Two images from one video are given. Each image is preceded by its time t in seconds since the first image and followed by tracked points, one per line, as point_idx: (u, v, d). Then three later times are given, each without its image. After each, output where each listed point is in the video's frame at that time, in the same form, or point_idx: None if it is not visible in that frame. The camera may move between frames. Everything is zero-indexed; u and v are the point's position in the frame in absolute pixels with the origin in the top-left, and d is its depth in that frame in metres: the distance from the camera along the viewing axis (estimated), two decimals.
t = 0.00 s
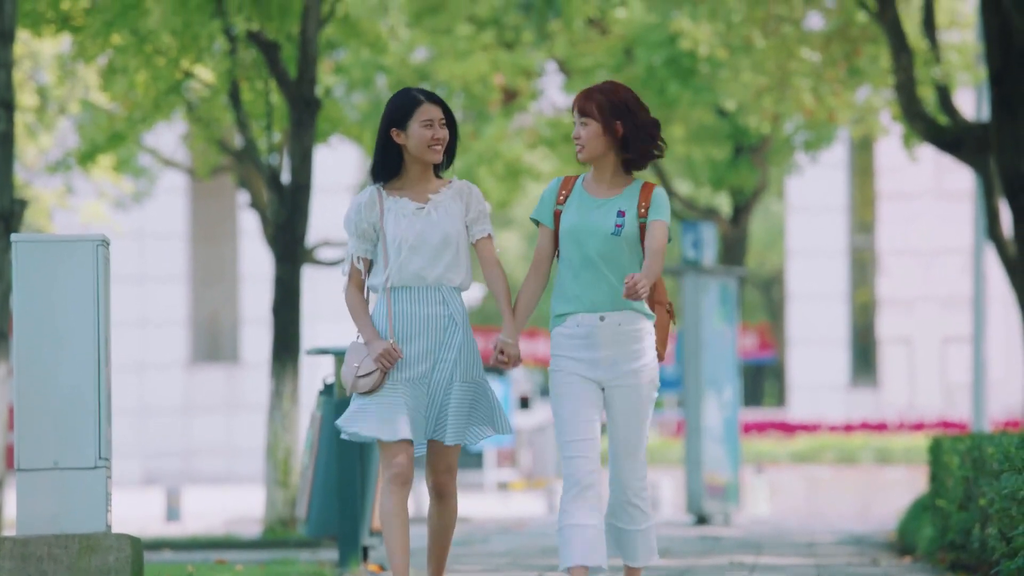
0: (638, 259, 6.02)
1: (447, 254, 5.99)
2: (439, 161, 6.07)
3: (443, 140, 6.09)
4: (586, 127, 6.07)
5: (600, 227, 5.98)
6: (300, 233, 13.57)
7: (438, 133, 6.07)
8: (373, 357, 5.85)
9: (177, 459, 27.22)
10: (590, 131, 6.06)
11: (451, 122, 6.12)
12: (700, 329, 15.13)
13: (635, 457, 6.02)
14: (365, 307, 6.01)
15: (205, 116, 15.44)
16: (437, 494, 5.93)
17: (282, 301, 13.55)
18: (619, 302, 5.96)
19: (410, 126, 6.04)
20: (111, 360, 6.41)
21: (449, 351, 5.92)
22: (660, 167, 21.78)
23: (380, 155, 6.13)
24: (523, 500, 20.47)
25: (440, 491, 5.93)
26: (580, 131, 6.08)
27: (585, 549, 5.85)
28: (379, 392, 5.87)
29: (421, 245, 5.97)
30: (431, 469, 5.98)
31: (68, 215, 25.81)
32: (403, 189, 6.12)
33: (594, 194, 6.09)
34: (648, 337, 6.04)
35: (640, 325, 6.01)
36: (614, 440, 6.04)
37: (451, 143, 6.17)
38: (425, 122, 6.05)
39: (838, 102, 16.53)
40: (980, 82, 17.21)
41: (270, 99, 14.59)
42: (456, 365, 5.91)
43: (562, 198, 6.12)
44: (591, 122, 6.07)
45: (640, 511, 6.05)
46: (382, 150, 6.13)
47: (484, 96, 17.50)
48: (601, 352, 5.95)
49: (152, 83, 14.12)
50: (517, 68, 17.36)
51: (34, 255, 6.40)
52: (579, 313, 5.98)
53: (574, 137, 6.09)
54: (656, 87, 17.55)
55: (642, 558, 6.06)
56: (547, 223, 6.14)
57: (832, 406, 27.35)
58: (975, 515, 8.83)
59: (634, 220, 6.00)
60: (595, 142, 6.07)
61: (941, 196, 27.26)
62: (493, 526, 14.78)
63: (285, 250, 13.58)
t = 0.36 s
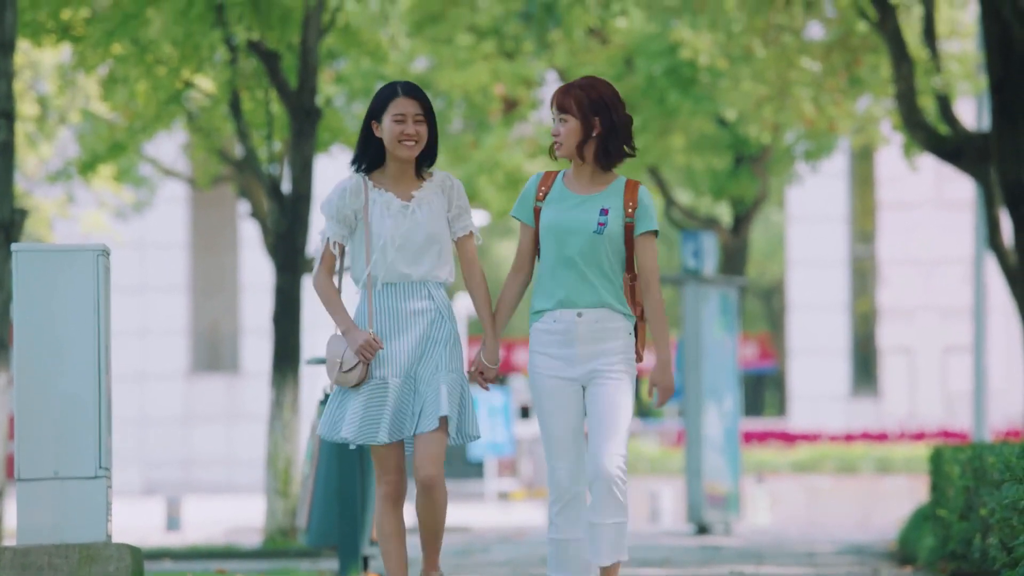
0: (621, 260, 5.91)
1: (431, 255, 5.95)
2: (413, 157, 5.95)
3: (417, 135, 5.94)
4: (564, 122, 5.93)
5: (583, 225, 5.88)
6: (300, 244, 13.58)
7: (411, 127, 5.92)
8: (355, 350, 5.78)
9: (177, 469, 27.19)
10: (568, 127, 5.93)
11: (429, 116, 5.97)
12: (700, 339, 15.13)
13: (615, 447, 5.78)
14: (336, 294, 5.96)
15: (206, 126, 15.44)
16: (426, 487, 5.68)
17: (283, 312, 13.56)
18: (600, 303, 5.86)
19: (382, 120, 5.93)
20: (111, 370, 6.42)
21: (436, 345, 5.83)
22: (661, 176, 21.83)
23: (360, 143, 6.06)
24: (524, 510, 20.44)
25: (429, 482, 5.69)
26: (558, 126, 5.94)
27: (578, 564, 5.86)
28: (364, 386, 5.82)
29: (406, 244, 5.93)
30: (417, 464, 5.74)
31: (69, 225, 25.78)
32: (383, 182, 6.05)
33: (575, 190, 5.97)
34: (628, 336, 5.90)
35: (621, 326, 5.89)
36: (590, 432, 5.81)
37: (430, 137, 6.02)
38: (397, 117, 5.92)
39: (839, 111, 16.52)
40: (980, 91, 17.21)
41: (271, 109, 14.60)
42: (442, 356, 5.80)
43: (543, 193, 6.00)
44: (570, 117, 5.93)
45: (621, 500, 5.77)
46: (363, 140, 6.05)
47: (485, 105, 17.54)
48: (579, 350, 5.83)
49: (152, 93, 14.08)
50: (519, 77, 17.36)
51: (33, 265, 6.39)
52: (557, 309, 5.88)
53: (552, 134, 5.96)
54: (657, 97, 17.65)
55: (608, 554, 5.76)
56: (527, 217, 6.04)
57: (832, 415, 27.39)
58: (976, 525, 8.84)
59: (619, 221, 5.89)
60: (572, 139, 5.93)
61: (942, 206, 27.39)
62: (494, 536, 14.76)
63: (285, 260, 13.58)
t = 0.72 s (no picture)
0: (629, 276, 5.89)
1: (417, 267, 5.89)
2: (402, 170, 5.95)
3: (404, 147, 5.93)
4: (573, 139, 5.92)
5: (591, 241, 5.86)
6: (303, 253, 13.58)
7: (397, 140, 5.91)
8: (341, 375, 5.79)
9: (179, 477, 27.11)
10: (578, 144, 5.91)
11: (416, 131, 5.94)
12: (704, 347, 15.13)
13: (622, 462, 5.77)
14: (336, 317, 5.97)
15: (209, 134, 15.46)
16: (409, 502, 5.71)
17: (287, 321, 13.57)
18: (607, 319, 5.83)
19: (371, 134, 5.93)
20: (113, 378, 6.50)
21: (423, 361, 5.79)
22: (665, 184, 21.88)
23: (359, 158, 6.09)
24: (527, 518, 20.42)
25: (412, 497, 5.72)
26: (567, 144, 5.92)
27: None
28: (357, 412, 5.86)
29: (390, 258, 5.88)
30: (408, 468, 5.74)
31: (73, 233, 25.78)
32: (377, 198, 6.02)
33: (584, 206, 5.97)
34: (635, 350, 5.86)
35: (628, 340, 5.85)
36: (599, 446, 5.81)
37: (422, 150, 5.98)
38: (385, 130, 5.91)
39: (842, 119, 16.52)
40: (984, 100, 17.20)
41: (274, 117, 14.62)
42: (431, 372, 5.77)
43: (552, 207, 6.04)
44: (579, 135, 5.91)
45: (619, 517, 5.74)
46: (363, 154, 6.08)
47: (489, 112, 17.37)
48: (584, 366, 5.82)
49: (156, 101, 14.08)
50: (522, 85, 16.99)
51: (38, 274, 6.48)
52: (561, 328, 5.88)
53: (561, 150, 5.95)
54: (659, 103, 17.50)
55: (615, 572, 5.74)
56: (539, 231, 6.10)
57: (836, 424, 27.56)
58: (979, 533, 8.84)
59: (626, 236, 5.87)
60: (582, 156, 5.91)
61: (945, 214, 27.46)
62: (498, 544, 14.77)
63: (288, 267, 13.56)
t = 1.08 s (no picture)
0: (640, 272, 5.85)
1: (419, 265, 5.84)
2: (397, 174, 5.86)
3: (399, 152, 5.84)
4: (580, 134, 5.90)
5: (602, 239, 5.83)
6: (310, 260, 13.57)
7: (392, 144, 5.82)
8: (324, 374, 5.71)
9: (185, 484, 27.10)
10: (585, 140, 5.90)
11: (411, 133, 5.85)
12: (710, 354, 15.13)
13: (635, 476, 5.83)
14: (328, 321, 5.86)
15: (216, 141, 15.48)
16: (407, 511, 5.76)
17: (294, 329, 13.56)
18: (619, 319, 5.80)
19: (366, 136, 5.84)
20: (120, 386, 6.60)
21: (419, 364, 5.78)
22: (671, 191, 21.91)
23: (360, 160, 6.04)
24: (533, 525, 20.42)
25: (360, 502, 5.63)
26: (574, 140, 5.91)
27: None
28: (339, 406, 5.74)
29: (392, 254, 5.82)
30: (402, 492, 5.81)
31: (79, 240, 25.80)
32: (375, 196, 5.94)
33: (594, 204, 5.92)
34: (647, 354, 5.84)
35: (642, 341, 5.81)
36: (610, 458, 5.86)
37: (416, 152, 5.90)
38: (380, 134, 5.82)
39: (849, 126, 16.50)
40: (990, 107, 17.20)
41: (281, 124, 14.63)
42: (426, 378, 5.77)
43: (562, 206, 5.97)
44: (586, 130, 5.90)
45: (639, 535, 5.81)
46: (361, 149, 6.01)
47: (495, 120, 17.27)
48: (598, 369, 5.77)
49: (163, 109, 14.07)
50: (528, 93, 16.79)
51: (46, 282, 6.59)
52: (575, 327, 5.83)
53: (568, 147, 5.93)
54: (666, 112, 17.58)
55: None
56: (547, 230, 6.00)
57: (843, 432, 27.59)
58: (986, 540, 8.83)
59: (637, 233, 5.83)
60: (589, 151, 5.89)
61: (952, 221, 27.53)
62: (504, 551, 14.77)
63: (295, 275, 13.56)
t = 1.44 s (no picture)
0: (626, 270, 5.97)
1: (409, 267, 5.94)
2: (387, 157, 6.01)
3: (390, 133, 6.00)
4: (566, 129, 6.00)
5: (591, 236, 5.92)
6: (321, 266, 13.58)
7: (383, 126, 5.99)
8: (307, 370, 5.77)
9: (196, 488, 27.11)
10: (570, 133, 6.00)
11: (401, 117, 6.03)
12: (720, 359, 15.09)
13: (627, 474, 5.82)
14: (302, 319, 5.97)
15: (226, 146, 15.53)
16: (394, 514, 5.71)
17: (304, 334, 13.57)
18: (607, 318, 5.89)
19: (354, 121, 6.01)
20: (130, 391, 6.60)
21: (410, 365, 5.85)
22: (681, 196, 21.96)
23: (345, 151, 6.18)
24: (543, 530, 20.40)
25: (353, 518, 5.78)
26: (560, 133, 6.01)
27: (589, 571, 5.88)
28: (325, 408, 5.84)
29: (381, 254, 5.93)
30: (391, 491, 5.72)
31: (90, 245, 25.83)
32: (361, 191, 6.08)
33: (580, 201, 6.03)
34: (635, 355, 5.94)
35: (628, 342, 5.93)
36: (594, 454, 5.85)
37: (405, 138, 6.07)
38: (369, 116, 5.99)
39: (858, 132, 16.52)
40: (1001, 112, 17.20)
41: (290, 130, 14.64)
42: (416, 380, 5.84)
43: (547, 204, 6.04)
44: (572, 124, 6.00)
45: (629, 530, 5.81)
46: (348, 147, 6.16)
47: (505, 125, 17.01)
48: (584, 367, 5.86)
49: (173, 114, 14.08)
50: (538, 97, 16.71)
51: (55, 286, 6.61)
52: (563, 325, 5.91)
53: (553, 141, 6.03)
54: (676, 117, 17.66)
55: None
56: (530, 227, 6.06)
57: (853, 437, 27.70)
58: (995, 546, 8.84)
59: (627, 231, 5.95)
60: (575, 146, 5.99)
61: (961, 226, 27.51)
62: (513, 556, 14.77)
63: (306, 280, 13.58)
